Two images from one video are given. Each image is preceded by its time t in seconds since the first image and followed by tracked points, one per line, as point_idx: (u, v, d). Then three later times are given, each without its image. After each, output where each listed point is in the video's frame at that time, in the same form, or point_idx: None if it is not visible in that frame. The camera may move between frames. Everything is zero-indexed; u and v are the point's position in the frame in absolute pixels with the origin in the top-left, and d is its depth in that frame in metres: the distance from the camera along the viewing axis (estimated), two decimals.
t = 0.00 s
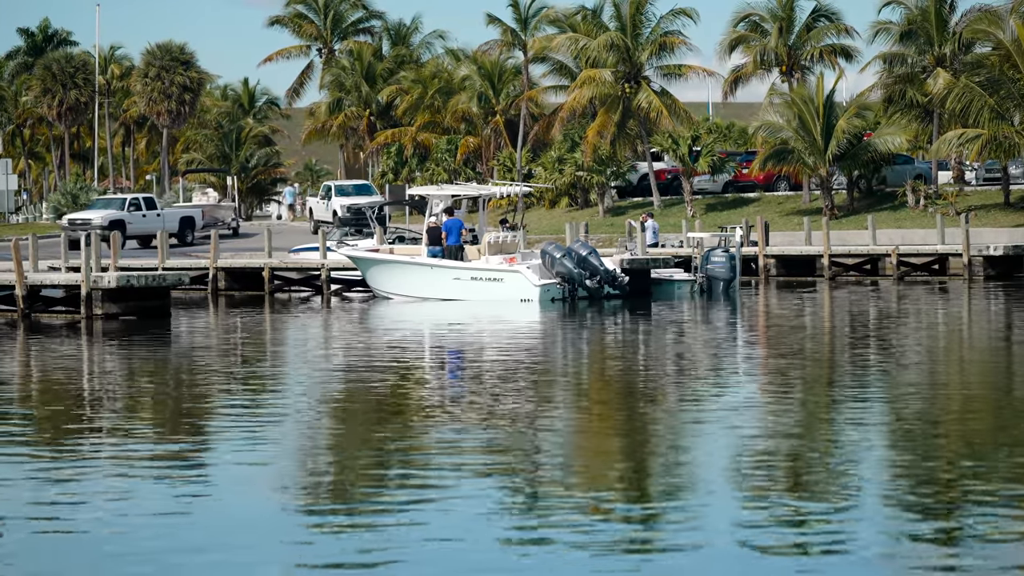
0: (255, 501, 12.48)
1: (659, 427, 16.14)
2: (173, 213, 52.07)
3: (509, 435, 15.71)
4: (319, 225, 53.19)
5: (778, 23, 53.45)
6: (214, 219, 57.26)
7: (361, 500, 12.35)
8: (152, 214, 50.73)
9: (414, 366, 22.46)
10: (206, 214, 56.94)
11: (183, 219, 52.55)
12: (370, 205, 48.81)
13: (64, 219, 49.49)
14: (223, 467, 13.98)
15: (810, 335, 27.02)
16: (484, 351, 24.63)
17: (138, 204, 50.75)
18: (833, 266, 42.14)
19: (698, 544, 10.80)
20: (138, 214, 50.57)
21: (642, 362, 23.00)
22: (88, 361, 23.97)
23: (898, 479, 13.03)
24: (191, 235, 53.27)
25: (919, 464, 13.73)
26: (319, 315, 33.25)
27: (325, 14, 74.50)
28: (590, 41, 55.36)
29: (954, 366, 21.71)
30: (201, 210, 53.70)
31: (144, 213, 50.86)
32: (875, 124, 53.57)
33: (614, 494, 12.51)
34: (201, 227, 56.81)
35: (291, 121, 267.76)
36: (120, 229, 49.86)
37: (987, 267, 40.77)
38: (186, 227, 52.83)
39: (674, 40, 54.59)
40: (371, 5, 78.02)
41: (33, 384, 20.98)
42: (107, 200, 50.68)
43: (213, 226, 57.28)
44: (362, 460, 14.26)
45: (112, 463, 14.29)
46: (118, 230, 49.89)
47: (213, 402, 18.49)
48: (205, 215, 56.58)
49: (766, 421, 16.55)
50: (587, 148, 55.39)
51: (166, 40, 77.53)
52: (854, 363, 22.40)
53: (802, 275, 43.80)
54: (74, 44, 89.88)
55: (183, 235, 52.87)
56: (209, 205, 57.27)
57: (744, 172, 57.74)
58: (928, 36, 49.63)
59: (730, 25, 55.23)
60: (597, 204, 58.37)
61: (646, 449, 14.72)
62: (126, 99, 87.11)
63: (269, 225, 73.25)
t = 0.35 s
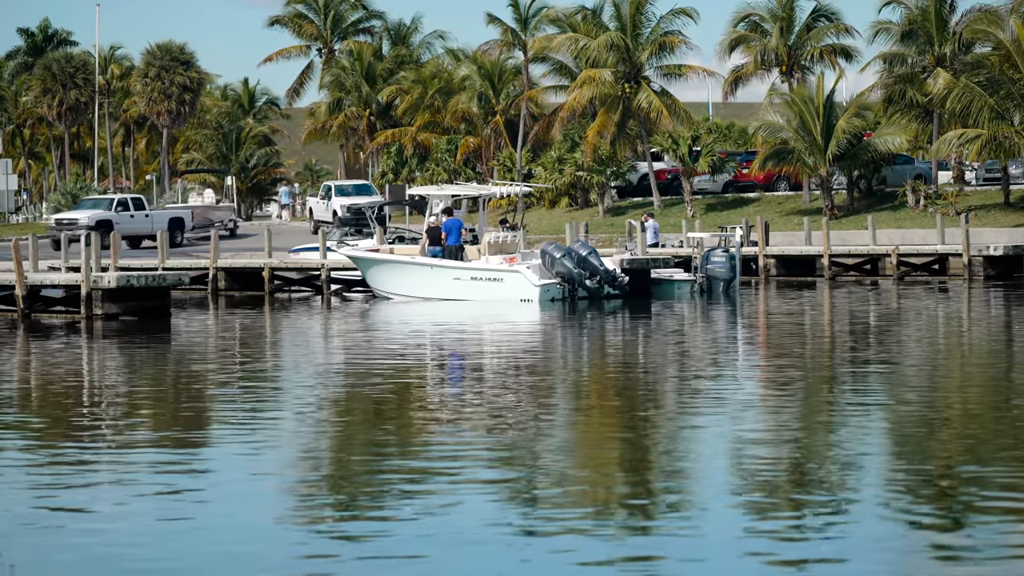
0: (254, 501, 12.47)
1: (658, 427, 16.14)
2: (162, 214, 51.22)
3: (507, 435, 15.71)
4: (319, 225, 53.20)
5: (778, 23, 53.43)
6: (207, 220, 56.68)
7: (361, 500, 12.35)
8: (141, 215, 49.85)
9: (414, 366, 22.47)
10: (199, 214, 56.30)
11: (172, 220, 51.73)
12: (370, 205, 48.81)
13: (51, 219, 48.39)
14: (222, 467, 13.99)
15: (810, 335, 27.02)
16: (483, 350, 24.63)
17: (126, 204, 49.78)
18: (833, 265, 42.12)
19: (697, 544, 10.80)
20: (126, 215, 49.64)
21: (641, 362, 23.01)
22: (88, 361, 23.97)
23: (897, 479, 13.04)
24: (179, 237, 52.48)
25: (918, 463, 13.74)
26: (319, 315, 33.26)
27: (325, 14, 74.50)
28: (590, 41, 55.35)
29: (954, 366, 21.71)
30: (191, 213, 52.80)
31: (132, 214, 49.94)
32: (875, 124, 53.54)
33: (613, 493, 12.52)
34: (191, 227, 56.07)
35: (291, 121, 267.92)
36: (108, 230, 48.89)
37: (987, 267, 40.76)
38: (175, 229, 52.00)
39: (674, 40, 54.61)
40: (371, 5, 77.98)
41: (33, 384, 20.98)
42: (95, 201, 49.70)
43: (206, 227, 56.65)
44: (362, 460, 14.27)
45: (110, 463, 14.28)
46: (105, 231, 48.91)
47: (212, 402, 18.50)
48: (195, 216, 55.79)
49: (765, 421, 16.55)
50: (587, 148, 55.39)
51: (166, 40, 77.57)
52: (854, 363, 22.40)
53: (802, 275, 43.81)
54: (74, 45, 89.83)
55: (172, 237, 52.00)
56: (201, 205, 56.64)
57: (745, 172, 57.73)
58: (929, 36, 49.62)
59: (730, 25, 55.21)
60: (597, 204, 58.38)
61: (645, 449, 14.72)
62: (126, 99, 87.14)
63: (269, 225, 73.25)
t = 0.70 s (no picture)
0: (251, 501, 12.47)
1: (655, 428, 16.15)
2: (144, 215, 50.67)
3: (505, 435, 15.72)
4: (316, 226, 53.21)
5: (775, 23, 53.43)
6: (195, 221, 55.13)
7: (357, 500, 12.35)
8: (123, 215, 49.28)
9: (411, 366, 22.46)
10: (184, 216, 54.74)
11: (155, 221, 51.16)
12: (366, 205, 48.81)
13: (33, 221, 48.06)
14: (219, 467, 13.99)
15: (807, 335, 27.03)
16: (480, 351, 24.63)
17: (108, 205, 49.21)
18: (829, 266, 42.14)
19: (693, 543, 10.81)
20: (108, 216, 49.10)
21: (638, 362, 23.02)
22: (85, 361, 23.97)
23: (894, 479, 13.06)
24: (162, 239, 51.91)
25: (914, 463, 13.77)
26: (317, 315, 33.28)
27: (322, 14, 74.48)
28: (586, 41, 55.34)
29: (950, 366, 21.74)
30: (175, 214, 52.21)
31: (115, 215, 49.40)
32: (872, 124, 53.57)
33: (611, 493, 12.53)
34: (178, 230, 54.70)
35: (288, 120, 268.02)
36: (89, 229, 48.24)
37: (984, 267, 40.78)
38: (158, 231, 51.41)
39: (671, 40, 54.62)
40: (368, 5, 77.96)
41: (30, 384, 20.98)
42: (77, 202, 49.19)
43: (194, 229, 55.13)
44: (359, 460, 14.28)
45: (107, 463, 14.28)
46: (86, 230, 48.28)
47: (209, 403, 18.50)
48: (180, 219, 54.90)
49: (762, 421, 16.56)
50: (584, 148, 55.42)
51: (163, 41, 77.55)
52: (851, 363, 22.43)
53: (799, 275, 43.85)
54: (71, 45, 89.72)
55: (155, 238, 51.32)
56: (184, 207, 55.06)
57: (741, 172, 57.75)
58: (925, 37, 49.64)
59: (727, 25, 55.21)
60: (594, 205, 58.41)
61: (642, 449, 14.74)
62: (123, 100, 87.11)
63: (266, 226, 73.25)
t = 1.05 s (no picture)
0: (254, 501, 12.46)
1: (658, 428, 16.12)
2: (133, 216, 50.02)
3: (508, 435, 15.70)
4: (319, 225, 53.23)
5: (779, 23, 53.39)
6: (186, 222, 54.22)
7: (360, 500, 12.34)
8: (111, 215, 48.60)
9: (413, 366, 22.44)
10: (173, 217, 53.77)
11: (144, 222, 50.51)
12: (370, 205, 48.77)
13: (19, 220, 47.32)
14: (222, 467, 13.98)
15: (810, 335, 27.00)
16: (483, 351, 24.61)
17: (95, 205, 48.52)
18: (832, 265, 42.09)
19: (697, 544, 10.79)
20: (96, 216, 48.40)
21: (641, 362, 22.99)
22: (87, 360, 23.96)
23: (897, 479, 13.03)
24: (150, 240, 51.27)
25: (918, 463, 13.75)
26: (320, 315, 33.25)
27: (326, 14, 74.46)
28: (590, 41, 55.30)
29: (954, 366, 21.70)
30: (163, 214, 51.59)
31: (102, 215, 48.74)
32: (875, 124, 53.51)
33: (614, 494, 12.51)
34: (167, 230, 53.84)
35: (291, 121, 268.13)
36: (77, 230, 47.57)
37: (987, 267, 40.72)
38: (146, 232, 50.76)
39: (674, 40, 54.59)
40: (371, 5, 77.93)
41: (33, 384, 20.97)
42: (64, 201, 48.47)
43: (186, 229, 54.26)
44: (362, 460, 14.26)
45: (110, 463, 14.26)
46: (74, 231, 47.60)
47: (211, 403, 18.48)
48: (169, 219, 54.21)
49: (765, 421, 16.54)
50: (587, 148, 55.41)
51: (167, 40, 77.60)
52: (855, 363, 22.38)
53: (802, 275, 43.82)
54: (74, 44, 89.71)
55: (142, 239, 50.73)
56: (173, 207, 54.07)
57: (745, 172, 57.71)
58: (929, 36, 49.59)
59: (730, 24, 55.14)
60: (597, 204, 58.38)
61: (645, 449, 14.71)
62: (126, 99, 87.15)
63: (269, 225, 73.25)
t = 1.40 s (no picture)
0: (255, 501, 12.46)
1: (660, 428, 16.12)
2: (118, 217, 49.68)
3: (510, 435, 15.69)
4: (321, 225, 53.26)
5: (781, 23, 53.39)
6: (175, 223, 53.76)
7: (364, 500, 12.33)
8: (97, 216, 48.24)
9: (415, 366, 22.43)
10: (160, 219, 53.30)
11: (129, 223, 50.17)
12: (372, 205, 48.77)
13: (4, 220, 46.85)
14: (225, 467, 13.99)
15: (813, 335, 26.98)
16: (485, 351, 24.60)
17: (82, 206, 48.15)
18: (835, 266, 42.07)
19: (699, 544, 10.79)
20: (82, 216, 48.01)
21: (644, 363, 22.99)
22: (90, 360, 23.99)
23: (900, 479, 13.02)
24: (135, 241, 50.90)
25: (922, 463, 13.74)
26: (322, 315, 33.27)
27: (328, 14, 74.46)
28: (592, 41, 55.31)
29: (957, 366, 21.68)
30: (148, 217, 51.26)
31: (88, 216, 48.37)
32: (878, 124, 53.46)
33: (617, 494, 12.50)
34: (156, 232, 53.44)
35: (294, 121, 268.10)
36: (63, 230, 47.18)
37: (988, 267, 40.69)
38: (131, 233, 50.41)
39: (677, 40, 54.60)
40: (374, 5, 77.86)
41: (35, 384, 21.00)
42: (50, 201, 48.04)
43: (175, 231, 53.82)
44: (365, 460, 14.26)
45: (113, 463, 14.27)
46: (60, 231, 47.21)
47: (214, 403, 18.48)
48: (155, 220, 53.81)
49: (768, 421, 16.52)
50: (590, 148, 55.46)
51: (170, 41, 77.71)
52: (857, 363, 22.38)
53: (804, 275, 43.80)
54: (76, 44, 89.79)
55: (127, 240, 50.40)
56: (160, 209, 53.78)
57: (747, 172, 57.67)
58: (932, 36, 49.56)
59: (733, 24, 55.10)
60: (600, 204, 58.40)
61: (648, 449, 14.71)
62: (129, 100, 87.27)
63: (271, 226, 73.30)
